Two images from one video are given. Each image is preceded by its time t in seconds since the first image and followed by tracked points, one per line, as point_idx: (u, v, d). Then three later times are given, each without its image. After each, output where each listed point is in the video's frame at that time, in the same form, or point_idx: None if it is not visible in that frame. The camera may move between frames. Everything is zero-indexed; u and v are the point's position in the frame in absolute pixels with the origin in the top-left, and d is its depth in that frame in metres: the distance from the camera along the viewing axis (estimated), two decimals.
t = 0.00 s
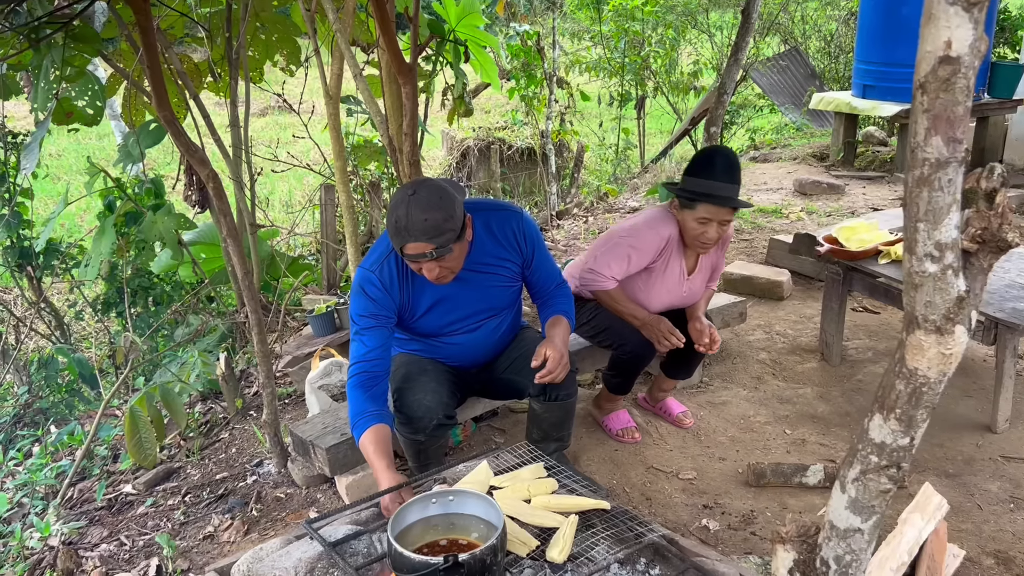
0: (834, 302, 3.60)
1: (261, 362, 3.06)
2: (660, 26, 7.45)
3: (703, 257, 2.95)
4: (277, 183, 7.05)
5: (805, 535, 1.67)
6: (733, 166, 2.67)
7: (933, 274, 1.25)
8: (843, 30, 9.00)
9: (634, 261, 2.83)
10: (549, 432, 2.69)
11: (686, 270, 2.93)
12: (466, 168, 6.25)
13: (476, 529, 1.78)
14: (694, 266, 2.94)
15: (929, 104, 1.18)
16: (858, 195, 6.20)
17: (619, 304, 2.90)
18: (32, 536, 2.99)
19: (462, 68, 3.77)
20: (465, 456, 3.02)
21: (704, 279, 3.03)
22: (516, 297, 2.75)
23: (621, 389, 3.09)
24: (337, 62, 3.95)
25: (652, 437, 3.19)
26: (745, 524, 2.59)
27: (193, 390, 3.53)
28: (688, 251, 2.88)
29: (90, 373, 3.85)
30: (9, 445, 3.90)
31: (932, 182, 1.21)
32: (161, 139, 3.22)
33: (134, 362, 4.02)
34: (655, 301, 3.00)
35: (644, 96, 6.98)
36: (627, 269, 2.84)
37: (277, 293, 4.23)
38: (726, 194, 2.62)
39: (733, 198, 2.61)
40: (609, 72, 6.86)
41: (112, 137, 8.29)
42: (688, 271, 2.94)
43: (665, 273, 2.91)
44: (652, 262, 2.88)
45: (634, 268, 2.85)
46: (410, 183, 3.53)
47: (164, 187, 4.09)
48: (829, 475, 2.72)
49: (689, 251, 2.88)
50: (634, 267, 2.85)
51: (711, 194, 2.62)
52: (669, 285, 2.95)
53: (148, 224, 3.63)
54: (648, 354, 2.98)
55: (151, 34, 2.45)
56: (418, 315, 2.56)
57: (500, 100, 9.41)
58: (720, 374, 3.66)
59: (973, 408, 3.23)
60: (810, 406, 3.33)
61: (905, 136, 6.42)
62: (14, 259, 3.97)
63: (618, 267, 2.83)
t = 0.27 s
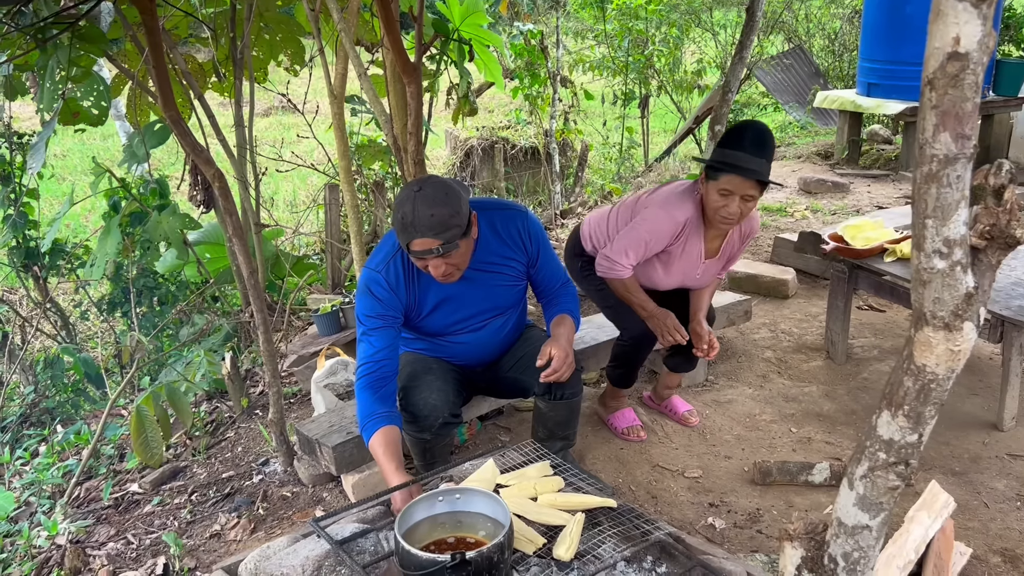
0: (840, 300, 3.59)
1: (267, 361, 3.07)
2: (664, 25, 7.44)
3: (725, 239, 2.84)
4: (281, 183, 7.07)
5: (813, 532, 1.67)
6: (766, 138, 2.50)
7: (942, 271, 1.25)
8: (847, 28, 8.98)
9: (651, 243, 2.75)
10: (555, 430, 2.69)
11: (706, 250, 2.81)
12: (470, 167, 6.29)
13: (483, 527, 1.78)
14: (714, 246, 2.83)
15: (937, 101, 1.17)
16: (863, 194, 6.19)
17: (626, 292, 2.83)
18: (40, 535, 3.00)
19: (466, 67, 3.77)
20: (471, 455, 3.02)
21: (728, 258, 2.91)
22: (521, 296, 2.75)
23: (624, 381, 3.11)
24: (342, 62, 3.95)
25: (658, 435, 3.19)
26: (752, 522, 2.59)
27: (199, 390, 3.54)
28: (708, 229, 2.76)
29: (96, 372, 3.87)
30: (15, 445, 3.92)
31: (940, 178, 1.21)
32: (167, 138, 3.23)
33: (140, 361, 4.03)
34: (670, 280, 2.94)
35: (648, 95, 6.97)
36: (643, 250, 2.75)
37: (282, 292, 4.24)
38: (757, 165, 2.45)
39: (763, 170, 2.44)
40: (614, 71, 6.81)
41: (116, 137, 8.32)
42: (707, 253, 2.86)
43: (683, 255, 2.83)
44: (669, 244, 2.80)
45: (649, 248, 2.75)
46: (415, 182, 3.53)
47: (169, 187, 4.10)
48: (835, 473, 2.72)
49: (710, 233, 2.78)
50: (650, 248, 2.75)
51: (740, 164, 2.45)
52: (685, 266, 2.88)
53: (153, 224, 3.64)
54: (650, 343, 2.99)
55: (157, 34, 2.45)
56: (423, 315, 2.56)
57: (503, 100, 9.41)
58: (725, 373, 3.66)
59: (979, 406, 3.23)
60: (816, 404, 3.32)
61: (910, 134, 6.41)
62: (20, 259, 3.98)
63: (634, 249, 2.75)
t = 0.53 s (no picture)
0: (843, 301, 3.59)
1: (271, 363, 3.07)
2: (665, 26, 7.44)
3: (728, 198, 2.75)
4: (284, 185, 7.08)
5: (818, 534, 1.66)
6: (767, 88, 2.42)
7: (947, 272, 1.25)
8: (849, 28, 8.97)
9: (653, 213, 2.65)
10: (559, 431, 2.69)
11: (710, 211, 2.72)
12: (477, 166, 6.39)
13: (488, 529, 1.78)
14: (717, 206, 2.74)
15: (943, 101, 1.17)
16: (866, 194, 6.18)
17: (628, 273, 2.74)
18: (44, 537, 3.01)
19: (469, 69, 3.78)
20: (474, 456, 3.02)
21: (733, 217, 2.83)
22: (525, 298, 2.75)
23: (617, 373, 3.09)
24: (344, 63, 3.95)
25: (662, 436, 3.19)
26: (756, 523, 2.58)
27: (203, 392, 3.54)
28: (710, 188, 2.67)
29: (100, 374, 3.87)
30: (19, 447, 3.92)
31: (946, 179, 1.21)
32: (170, 141, 3.23)
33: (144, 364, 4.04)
34: (675, 247, 2.86)
35: (650, 96, 6.97)
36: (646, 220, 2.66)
37: (286, 294, 4.25)
38: (757, 115, 2.38)
39: (761, 118, 2.36)
40: (616, 72, 6.79)
41: (119, 140, 8.33)
42: (710, 213, 2.77)
43: (686, 219, 2.73)
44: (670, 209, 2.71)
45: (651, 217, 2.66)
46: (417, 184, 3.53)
47: (172, 189, 4.10)
48: (840, 474, 2.71)
49: (712, 192, 2.68)
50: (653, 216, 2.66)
51: (739, 114, 2.38)
52: (689, 232, 2.79)
53: (157, 226, 3.65)
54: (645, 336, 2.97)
55: (160, 37, 2.46)
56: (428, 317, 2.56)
57: (506, 101, 9.41)
58: (729, 374, 3.66)
59: (983, 407, 3.22)
60: (820, 405, 3.32)
61: (913, 134, 6.40)
62: (23, 261, 3.99)
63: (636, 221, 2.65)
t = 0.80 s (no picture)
0: (843, 302, 3.59)
1: (271, 366, 3.07)
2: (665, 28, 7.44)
3: (717, 141, 2.69)
4: (285, 187, 7.08)
5: (818, 536, 1.66)
6: (742, 23, 2.43)
7: (947, 273, 1.25)
8: (849, 30, 8.98)
9: (641, 172, 2.61)
10: (559, 433, 2.69)
11: (702, 162, 2.68)
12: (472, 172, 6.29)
13: (489, 532, 1.78)
14: (708, 158, 2.70)
15: (942, 103, 1.17)
16: (866, 196, 6.18)
17: (624, 239, 2.69)
18: (44, 541, 3.01)
19: (469, 72, 3.78)
20: (475, 459, 3.02)
21: (727, 167, 2.79)
22: (526, 301, 2.75)
23: (608, 369, 3.08)
24: (345, 66, 3.95)
25: (662, 438, 3.19)
26: (757, 525, 2.58)
27: (203, 395, 3.54)
28: (699, 136, 2.63)
29: (100, 378, 3.87)
30: (20, 450, 3.92)
31: (945, 181, 1.21)
32: (170, 144, 3.24)
33: (145, 367, 4.04)
34: (681, 209, 2.77)
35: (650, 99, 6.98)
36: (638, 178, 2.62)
37: (286, 297, 4.25)
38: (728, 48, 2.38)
39: (731, 48, 2.36)
40: (616, 74, 6.80)
41: (120, 143, 8.34)
42: (705, 163, 2.70)
43: (682, 175, 2.67)
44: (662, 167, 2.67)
45: (643, 174, 2.62)
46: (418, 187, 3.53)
47: (173, 192, 4.11)
48: (841, 476, 2.71)
49: (699, 137, 2.63)
50: (644, 174, 2.62)
51: (710, 49, 2.39)
52: (689, 187, 2.71)
53: (158, 229, 3.65)
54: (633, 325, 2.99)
55: (161, 41, 2.46)
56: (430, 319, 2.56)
57: (506, 103, 9.43)
58: (730, 376, 3.65)
59: (984, 408, 3.22)
60: (820, 407, 3.32)
61: (913, 135, 6.40)
62: (24, 265, 3.99)
63: (624, 182, 2.62)
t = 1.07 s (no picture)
0: (841, 305, 3.59)
1: (269, 370, 3.07)
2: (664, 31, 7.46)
3: (697, 112, 2.68)
4: (284, 190, 7.09)
5: (815, 540, 1.66)
6: None
7: (940, 279, 1.25)
8: (847, 33, 9.00)
9: (619, 149, 2.62)
10: (557, 437, 2.69)
11: (686, 134, 2.67)
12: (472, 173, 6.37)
13: (486, 537, 1.78)
14: (693, 131, 2.69)
15: (934, 110, 1.18)
16: (864, 198, 6.19)
17: (610, 219, 2.68)
18: (42, 546, 3.01)
19: (467, 75, 3.79)
20: (472, 462, 3.02)
21: (716, 142, 2.76)
22: (525, 305, 2.75)
23: (606, 373, 3.07)
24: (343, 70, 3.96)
25: (660, 441, 3.19)
26: (755, 528, 2.58)
27: (201, 399, 3.55)
28: (679, 108, 2.64)
29: (99, 381, 3.88)
30: (18, 454, 3.92)
31: (938, 187, 1.21)
32: (168, 148, 3.24)
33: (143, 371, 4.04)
34: (676, 186, 2.71)
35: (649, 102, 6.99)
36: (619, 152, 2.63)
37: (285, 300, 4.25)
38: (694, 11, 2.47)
39: (696, 9, 2.45)
40: (614, 77, 6.82)
41: (119, 146, 8.35)
42: (690, 136, 2.68)
43: (668, 149, 2.64)
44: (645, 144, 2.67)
45: (624, 149, 2.63)
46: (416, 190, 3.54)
47: (172, 196, 4.11)
48: (838, 479, 2.71)
49: (676, 109, 2.64)
50: (625, 148, 2.63)
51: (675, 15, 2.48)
52: (677, 160, 2.67)
53: (156, 233, 3.66)
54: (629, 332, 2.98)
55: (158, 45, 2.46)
56: (429, 322, 2.56)
57: (505, 106, 9.44)
58: (728, 379, 3.66)
59: (982, 411, 3.22)
60: (818, 410, 3.32)
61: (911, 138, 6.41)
62: (22, 268, 4.00)
63: (603, 162, 2.64)
